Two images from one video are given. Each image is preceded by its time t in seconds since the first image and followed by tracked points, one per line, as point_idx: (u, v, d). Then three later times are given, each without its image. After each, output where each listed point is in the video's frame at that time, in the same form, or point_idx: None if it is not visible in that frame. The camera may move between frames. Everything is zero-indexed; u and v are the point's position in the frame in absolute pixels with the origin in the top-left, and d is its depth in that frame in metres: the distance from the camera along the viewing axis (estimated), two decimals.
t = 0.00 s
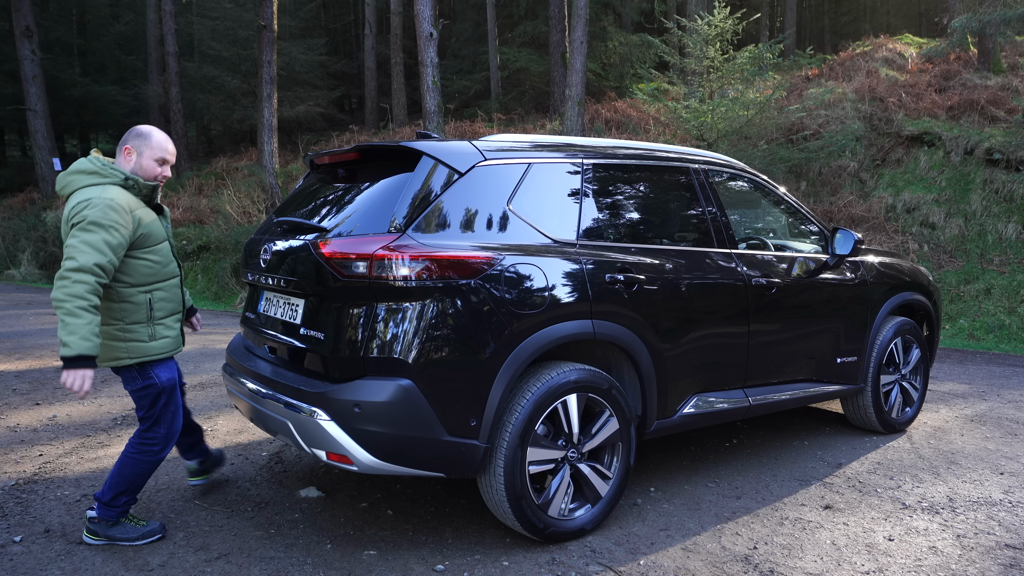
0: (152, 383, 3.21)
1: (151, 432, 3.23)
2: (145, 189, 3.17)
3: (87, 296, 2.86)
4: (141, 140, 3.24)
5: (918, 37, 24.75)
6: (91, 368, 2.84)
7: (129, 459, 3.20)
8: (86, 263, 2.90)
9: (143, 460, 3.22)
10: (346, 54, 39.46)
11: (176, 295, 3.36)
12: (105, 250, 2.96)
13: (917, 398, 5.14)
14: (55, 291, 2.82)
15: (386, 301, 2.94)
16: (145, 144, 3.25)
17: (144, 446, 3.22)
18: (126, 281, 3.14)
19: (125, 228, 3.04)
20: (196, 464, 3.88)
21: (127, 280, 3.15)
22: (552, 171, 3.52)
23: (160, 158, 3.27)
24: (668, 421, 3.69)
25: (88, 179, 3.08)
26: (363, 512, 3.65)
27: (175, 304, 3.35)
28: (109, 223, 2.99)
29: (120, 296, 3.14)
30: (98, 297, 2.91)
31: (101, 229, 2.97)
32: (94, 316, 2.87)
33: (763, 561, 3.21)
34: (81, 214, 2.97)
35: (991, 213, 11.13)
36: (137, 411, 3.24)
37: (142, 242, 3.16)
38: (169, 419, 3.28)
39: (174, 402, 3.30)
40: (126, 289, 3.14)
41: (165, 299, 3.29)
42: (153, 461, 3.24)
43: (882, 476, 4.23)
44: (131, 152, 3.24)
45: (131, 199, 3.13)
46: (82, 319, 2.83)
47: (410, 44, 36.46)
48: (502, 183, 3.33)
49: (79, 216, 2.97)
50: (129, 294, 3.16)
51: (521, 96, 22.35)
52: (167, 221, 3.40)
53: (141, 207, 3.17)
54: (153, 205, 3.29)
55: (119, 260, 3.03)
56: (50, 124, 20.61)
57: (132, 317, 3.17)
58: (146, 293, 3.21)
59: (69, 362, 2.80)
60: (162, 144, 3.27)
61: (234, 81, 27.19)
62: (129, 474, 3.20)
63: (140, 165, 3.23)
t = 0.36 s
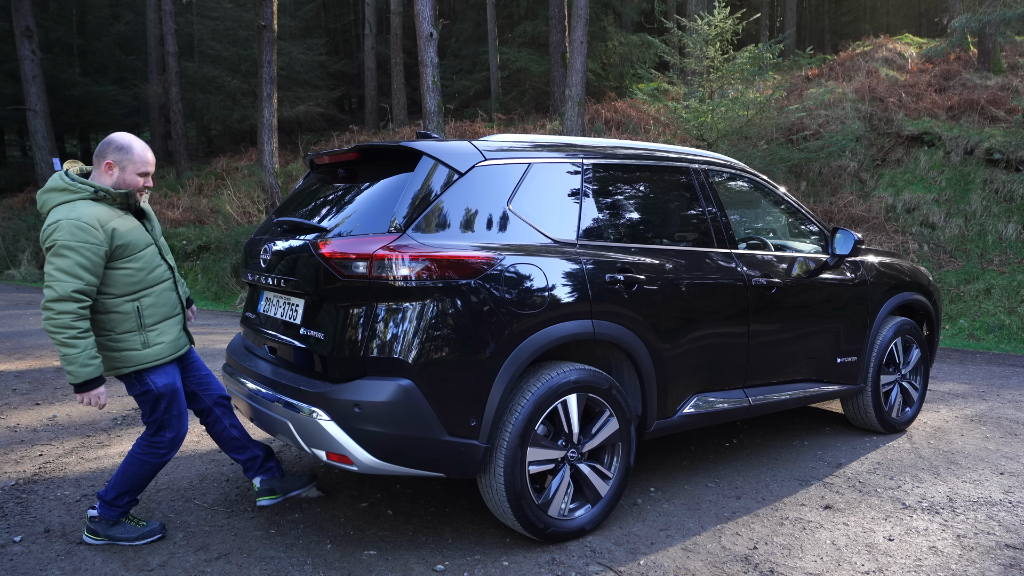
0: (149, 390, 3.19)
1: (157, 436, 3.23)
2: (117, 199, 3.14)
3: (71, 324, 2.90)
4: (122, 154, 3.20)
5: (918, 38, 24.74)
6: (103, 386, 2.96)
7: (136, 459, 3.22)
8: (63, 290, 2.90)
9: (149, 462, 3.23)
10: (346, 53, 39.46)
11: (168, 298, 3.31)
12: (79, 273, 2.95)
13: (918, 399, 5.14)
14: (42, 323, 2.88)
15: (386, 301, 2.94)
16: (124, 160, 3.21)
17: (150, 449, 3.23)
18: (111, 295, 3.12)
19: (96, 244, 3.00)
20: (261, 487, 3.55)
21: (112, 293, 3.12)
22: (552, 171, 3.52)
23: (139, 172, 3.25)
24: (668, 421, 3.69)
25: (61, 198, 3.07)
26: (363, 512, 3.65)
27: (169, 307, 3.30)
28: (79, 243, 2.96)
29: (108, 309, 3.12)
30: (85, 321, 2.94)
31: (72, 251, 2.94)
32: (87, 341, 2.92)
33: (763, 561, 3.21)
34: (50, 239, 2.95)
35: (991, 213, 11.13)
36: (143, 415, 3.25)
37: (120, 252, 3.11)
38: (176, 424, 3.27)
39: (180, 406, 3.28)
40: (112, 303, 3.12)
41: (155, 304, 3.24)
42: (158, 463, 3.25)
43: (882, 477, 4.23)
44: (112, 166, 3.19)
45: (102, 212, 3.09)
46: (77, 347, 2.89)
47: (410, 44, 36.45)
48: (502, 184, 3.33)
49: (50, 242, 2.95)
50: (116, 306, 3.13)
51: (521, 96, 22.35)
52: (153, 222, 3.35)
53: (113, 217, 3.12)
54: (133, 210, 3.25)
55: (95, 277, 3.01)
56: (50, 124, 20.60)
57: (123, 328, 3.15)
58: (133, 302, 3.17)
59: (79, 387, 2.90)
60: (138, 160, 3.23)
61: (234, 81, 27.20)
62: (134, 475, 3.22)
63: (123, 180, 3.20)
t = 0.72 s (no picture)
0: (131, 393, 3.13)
1: (146, 439, 3.18)
2: (117, 195, 3.16)
3: (76, 305, 2.89)
4: (114, 154, 3.20)
5: (917, 37, 24.75)
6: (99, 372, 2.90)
7: (129, 461, 3.20)
8: (61, 275, 2.89)
9: (140, 464, 3.19)
10: (346, 53, 39.47)
11: (166, 295, 3.27)
12: (78, 258, 2.94)
13: (918, 399, 5.14)
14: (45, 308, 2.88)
15: (386, 300, 2.94)
16: (120, 158, 3.22)
17: (140, 452, 3.19)
18: (107, 287, 3.10)
19: (94, 232, 3.01)
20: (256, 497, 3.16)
21: (108, 286, 3.10)
22: (552, 171, 3.52)
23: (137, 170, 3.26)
24: (668, 421, 3.69)
25: (58, 197, 3.08)
26: (363, 512, 3.65)
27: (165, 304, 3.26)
28: (77, 229, 2.97)
29: (104, 302, 3.10)
30: (87, 305, 2.93)
31: (70, 239, 2.95)
32: (89, 323, 2.90)
33: (763, 561, 3.21)
34: (50, 229, 2.97)
35: (992, 213, 11.13)
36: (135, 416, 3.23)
37: (117, 243, 3.11)
38: (163, 427, 3.19)
39: (168, 408, 3.19)
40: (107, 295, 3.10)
41: (151, 299, 3.21)
42: (152, 464, 3.21)
43: (882, 477, 4.23)
44: (107, 167, 3.20)
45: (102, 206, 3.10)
46: (79, 328, 2.88)
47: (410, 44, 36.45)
48: (502, 183, 3.33)
49: (50, 232, 2.97)
50: (111, 300, 3.11)
51: (521, 96, 22.35)
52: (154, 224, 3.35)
53: (113, 211, 3.13)
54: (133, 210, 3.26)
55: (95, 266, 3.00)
56: (50, 124, 20.60)
57: (117, 322, 3.12)
58: (129, 296, 3.15)
59: (77, 370, 2.86)
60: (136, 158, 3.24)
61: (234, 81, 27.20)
62: (127, 476, 3.20)
63: (118, 179, 3.21)
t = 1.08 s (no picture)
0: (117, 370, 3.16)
1: (131, 421, 3.22)
2: (129, 169, 3.25)
3: (76, 266, 2.96)
4: (124, 126, 3.29)
5: (917, 38, 24.74)
6: (112, 329, 3.02)
7: (116, 446, 3.22)
8: (64, 235, 2.96)
9: (127, 447, 3.23)
10: (346, 53, 39.47)
11: (159, 274, 3.30)
12: (81, 219, 3.01)
13: (917, 398, 5.14)
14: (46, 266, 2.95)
15: (386, 300, 2.94)
16: (132, 128, 3.30)
17: (125, 434, 3.23)
18: (102, 256, 3.14)
19: (98, 197, 3.09)
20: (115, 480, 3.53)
21: (103, 255, 3.15)
22: (552, 171, 3.52)
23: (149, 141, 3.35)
24: (668, 421, 3.69)
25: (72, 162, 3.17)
26: (362, 512, 3.65)
27: (156, 283, 3.29)
28: (83, 193, 3.05)
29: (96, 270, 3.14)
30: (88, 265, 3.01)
31: (75, 200, 3.02)
32: (92, 283, 2.99)
33: (763, 561, 3.21)
34: (55, 189, 3.05)
35: (991, 213, 11.13)
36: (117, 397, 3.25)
37: (118, 214, 3.18)
38: (147, 407, 3.24)
39: (152, 387, 3.25)
40: (101, 264, 3.14)
41: (143, 276, 3.24)
42: (137, 447, 3.25)
43: (882, 477, 4.23)
44: (118, 138, 3.29)
45: (111, 176, 3.19)
46: (82, 287, 2.97)
47: (410, 44, 36.46)
48: (502, 184, 3.33)
49: (55, 192, 3.04)
50: (104, 269, 3.15)
51: (521, 96, 22.35)
52: (161, 205, 3.42)
53: (120, 184, 3.21)
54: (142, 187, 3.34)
55: (95, 231, 3.07)
56: (50, 124, 20.59)
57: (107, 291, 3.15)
58: (122, 269, 3.19)
59: (88, 326, 2.97)
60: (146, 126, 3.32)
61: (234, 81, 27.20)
62: (117, 461, 3.22)
63: (131, 150, 3.29)
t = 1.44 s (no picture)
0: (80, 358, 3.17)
1: (96, 411, 3.21)
2: (124, 182, 3.29)
3: (53, 270, 2.98)
4: (126, 137, 3.32)
5: (917, 38, 24.75)
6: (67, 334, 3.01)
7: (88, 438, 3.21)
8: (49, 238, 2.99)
9: (100, 439, 3.20)
10: (346, 53, 39.48)
11: (129, 284, 3.31)
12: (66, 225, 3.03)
13: (917, 398, 5.14)
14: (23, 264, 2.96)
15: (386, 300, 2.94)
16: (132, 141, 3.32)
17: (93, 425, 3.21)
18: (79, 259, 3.16)
19: (89, 205, 3.12)
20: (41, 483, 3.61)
21: (81, 259, 3.16)
22: (552, 171, 3.52)
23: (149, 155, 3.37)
24: (668, 421, 3.69)
25: (72, 163, 3.20)
26: (362, 512, 3.65)
27: (123, 293, 3.29)
28: (76, 200, 3.08)
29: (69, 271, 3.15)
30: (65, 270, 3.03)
31: (66, 206, 3.06)
32: (65, 288, 3.01)
33: (763, 561, 3.21)
34: (49, 189, 3.08)
35: (991, 213, 11.13)
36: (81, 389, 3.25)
37: (105, 224, 3.20)
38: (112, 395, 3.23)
39: (116, 375, 3.26)
40: (76, 267, 3.15)
41: (112, 284, 3.25)
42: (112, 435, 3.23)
43: (882, 477, 4.23)
44: (118, 147, 3.32)
45: (107, 186, 3.23)
46: (53, 291, 2.97)
47: (410, 44, 36.46)
48: (502, 184, 3.33)
49: (48, 193, 3.08)
50: (77, 272, 3.16)
51: (521, 96, 22.35)
52: (150, 216, 3.44)
53: (112, 195, 3.24)
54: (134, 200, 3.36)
55: (79, 237, 3.09)
56: (50, 124, 20.58)
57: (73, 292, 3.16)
58: (95, 274, 3.20)
59: (46, 329, 2.97)
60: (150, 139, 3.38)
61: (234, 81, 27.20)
62: (97, 454, 3.20)
63: (127, 161, 3.32)
